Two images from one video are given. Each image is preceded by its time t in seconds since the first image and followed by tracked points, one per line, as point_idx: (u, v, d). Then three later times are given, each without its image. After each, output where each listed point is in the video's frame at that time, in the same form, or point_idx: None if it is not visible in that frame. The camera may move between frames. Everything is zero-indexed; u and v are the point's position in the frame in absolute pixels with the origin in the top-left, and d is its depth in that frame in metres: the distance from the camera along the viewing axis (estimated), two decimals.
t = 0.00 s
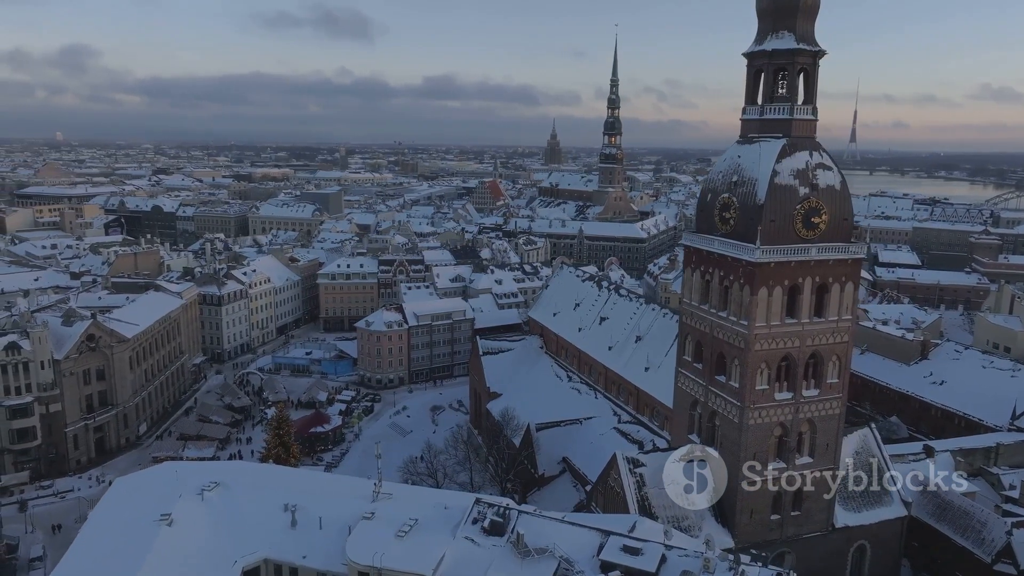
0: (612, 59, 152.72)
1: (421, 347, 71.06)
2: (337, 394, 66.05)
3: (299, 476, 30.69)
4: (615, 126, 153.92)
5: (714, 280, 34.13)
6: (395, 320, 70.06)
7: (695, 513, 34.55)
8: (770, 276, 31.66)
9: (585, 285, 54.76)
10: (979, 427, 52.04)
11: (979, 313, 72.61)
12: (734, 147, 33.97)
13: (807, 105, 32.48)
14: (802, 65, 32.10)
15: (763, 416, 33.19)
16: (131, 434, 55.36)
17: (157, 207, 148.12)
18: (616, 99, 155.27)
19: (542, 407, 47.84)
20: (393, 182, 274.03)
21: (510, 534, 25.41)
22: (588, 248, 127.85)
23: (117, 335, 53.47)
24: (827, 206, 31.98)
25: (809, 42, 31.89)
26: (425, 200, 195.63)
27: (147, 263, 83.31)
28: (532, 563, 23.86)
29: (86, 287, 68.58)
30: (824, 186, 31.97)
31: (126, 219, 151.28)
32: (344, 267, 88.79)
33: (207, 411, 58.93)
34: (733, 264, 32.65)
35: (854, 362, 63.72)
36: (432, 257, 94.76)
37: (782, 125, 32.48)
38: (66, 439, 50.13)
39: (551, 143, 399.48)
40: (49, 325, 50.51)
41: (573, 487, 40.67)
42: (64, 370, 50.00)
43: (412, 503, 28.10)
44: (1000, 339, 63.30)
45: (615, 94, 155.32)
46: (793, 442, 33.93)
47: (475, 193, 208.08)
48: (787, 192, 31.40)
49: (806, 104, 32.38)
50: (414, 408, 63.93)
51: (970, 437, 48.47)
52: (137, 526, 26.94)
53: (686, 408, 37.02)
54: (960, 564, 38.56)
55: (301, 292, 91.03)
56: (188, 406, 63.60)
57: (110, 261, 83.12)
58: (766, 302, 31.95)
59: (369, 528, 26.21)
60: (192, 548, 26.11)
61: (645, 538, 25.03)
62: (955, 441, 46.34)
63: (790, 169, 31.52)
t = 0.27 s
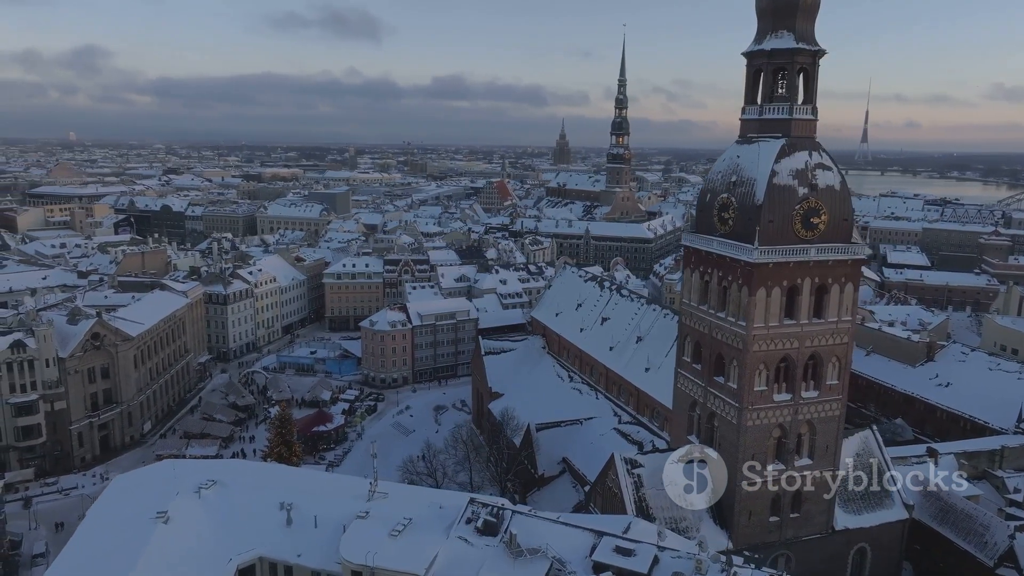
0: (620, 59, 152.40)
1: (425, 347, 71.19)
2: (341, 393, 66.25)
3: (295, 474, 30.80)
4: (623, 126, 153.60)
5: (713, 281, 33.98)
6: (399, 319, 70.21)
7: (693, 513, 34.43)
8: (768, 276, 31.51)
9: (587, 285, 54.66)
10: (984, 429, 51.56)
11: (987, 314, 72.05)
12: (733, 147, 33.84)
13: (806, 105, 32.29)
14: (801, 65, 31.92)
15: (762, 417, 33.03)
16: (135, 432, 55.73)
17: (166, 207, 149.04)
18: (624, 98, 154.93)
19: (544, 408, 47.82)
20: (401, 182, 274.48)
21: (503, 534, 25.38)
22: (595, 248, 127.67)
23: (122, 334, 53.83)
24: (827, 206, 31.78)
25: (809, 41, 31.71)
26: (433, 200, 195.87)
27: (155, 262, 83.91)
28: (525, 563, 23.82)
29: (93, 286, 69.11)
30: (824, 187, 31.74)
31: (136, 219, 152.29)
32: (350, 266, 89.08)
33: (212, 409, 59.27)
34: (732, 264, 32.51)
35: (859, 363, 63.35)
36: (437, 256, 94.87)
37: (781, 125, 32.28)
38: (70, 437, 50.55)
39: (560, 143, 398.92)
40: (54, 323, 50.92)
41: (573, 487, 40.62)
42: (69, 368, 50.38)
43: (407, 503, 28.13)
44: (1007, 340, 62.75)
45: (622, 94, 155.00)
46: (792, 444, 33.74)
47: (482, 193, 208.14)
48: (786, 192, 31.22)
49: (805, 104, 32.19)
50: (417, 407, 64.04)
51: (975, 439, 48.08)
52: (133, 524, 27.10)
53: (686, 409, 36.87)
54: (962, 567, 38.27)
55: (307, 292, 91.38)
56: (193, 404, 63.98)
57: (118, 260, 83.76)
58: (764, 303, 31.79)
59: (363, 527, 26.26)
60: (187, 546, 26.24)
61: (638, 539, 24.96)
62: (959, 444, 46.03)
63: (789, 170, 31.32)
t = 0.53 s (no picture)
0: (628, 59, 152.08)
1: (429, 347, 71.29)
2: (344, 392, 66.44)
3: (292, 472, 30.90)
4: (630, 126, 153.27)
5: (712, 281, 33.85)
6: (403, 319, 70.35)
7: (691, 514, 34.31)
8: (766, 277, 31.38)
9: (589, 286, 54.55)
10: (990, 432, 51.05)
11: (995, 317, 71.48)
12: (732, 147, 33.68)
13: (805, 105, 32.10)
14: (800, 64, 31.74)
15: (760, 419, 32.85)
16: (139, 430, 56.10)
17: (175, 207, 149.93)
18: (631, 98, 154.56)
19: (544, 408, 47.77)
20: (409, 182, 274.82)
21: (496, 535, 25.37)
22: (601, 248, 127.43)
23: (126, 333, 54.15)
24: (826, 207, 31.60)
25: (808, 41, 31.53)
26: (440, 200, 196.10)
27: (162, 261, 84.47)
28: (517, 563, 23.79)
29: (99, 285, 69.60)
30: (823, 187, 31.54)
31: (145, 218, 153.29)
32: (355, 266, 89.34)
33: (216, 408, 59.57)
34: (730, 265, 32.37)
35: (864, 365, 62.97)
36: (443, 257, 94.98)
37: (780, 125, 32.09)
38: (75, 435, 50.93)
39: (569, 144, 398.52)
40: (59, 322, 51.32)
41: (572, 488, 40.56)
42: (73, 366, 50.74)
43: (402, 502, 28.16)
44: (1015, 342, 62.21)
45: (630, 94, 154.65)
46: (791, 445, 33.54)
47: (490, 193, 208.20)
48: (784, 193, 31.04)
49: (805, 104, 31.99)
50: (420, 407, 64.12)
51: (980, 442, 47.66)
52: (129, 522, 27.26)
53: (684, 410, 36.74)
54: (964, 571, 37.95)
55: (312, 291, 91.70)
56: (198, 403, 64.32)
57: (126, 259, 84.36)
58: (762, 304, 31.64)
59: (356, 526, 26.31)
60: (182, 544, 26.37)
61: (631, 540, 24.90)
62: (963, 446, 45.71)
63: (787, 170, 31.15)
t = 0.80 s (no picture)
0: (635, 59, 151.74)
1: (433, 347, 71.38)
2: (347, 392, 66.62)
3: (288, 471, 31.01)
4: (637, 126, 152.90)
5: (710, 282, 33.71)
6: (406, 319, 70.48)
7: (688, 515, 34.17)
8: (764, 278, 31.21)
9: (591, 286, 54.44)
10: (995, 435, 50.54)
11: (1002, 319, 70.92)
12: (730, 148, 33.53)
13: (804, 105, 31.90)
14: (799, 64, 31.57)
15: (758, 420, 32.70)
16: (143, 429, 56.45)
17: (183, 207, 150.76)
18: (638, 98, 154.21)
19: (545, 409, 47.73)
20: (416, 182, 275.21)
21: (489, 535, 25.37)
22: (607, 249, 127.19)
23: (130, 331, 54.46)
24: (825, 207, 31.40)
25: (807, 41, 31.35)
26: (447, 201, 196.30)
27: (168, 261, 85.01)
28: (509, 564, 23.78)
29: (106, 284, 70.08)
30: (821, 188, 31.34)
31: (154, 218, 154.22)
32: (360, 266, 89.59)
33: (219, 407, 59.87)
34: (728, 266, 32.23)
35: (869, 367, 62.58)
36: (447, 257, 95.09)
37: (778, 125, 31.91)
38: (79, 433, 51.30)
39: (578, 144, 398.06)
40: (64, 320, 51.66)
41: (570, 488, 40.52)
42: (78, 365, 51.09)
43: (397, 502, 28.21)
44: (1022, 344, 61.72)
45: (637, 94, 154.31)
46: (789, 447, 33.36)
47: (497, 193, 208.21)
48: (782, 193, 30.88)
49: (803, 104, 31.79)
50: (423, 407, 64.21)
51: (984, 445, 47.23)
52: (126, 520, 27.44)
53: (683, 411, 36.62)
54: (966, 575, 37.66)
55: (317, 291, 92.02)
56: (202, 401, 64.66)
57: (132, 259, 84.93)
58: (760, 305, 31.49)
59: (350, 525, 26.37)
60: (177, 543, 26.52)
61: (624, 541, 24.85)
62: (967, 449, 45.34)
63: (785, 170, 30.99)
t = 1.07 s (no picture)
0: (642, 59, 151.42)
1: (436, 347, 71.49)
2: (351, 391, 66.80)
3: (285, 470, 31.11)
4: (645, 126, 152.54)
5: (708, 283, 33.59)
6: (410, 319, 70.62)
7: (685, 517, 34.05)
8: (761, 279, 31.07)
9: (593, 286, 54.37)
10: (1001, 438, 50.08)
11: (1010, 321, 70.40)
12: (729, 148, 33.40)
13: (803, 105, 31.74)
14: (797, 63, 31.41)
15: (756, 422, 32.55)
16: (147, 427, 56.77)
17: (192, 207, 151.56)
18: (645, 98, 153.88)
19: (546, 410, 47.71)
20: (425, 182, 275.68)
21: (482, 535, 25.36)
22: (614, 249, 126.95)
23: (134, 330, 54.79)
24: (823, 207, 31.23)
25: (805, 40, 31.21)
26: (455, 201, 196.48)
27: (175, 261, 85.49)
28: (501, 564, 23.78)
29: (112, 283, 70.55)
30: (820, 188, 31.16)
31: (163, 217, 155.12)
32: (365, 266, 89.84)
33: (223, 406, 60.16)
34: (726, 266, 32.11)
35: (874, 368, 62.21)
36: (452, 257, 95.20)
37: (777, 125, 31.76)
38: (83, 431, 51.69)
39: (587, 144, 397.42)
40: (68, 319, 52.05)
41: (569, 489, 40.49)
42: (82, 363, 51.46)
43: (392, 501, 28.25)
44: None
45: (644, 94, 153.99)
46: (787, 449, 33.20)
47: (505, 193, 208.26)
48: (780, 193, 30.73)
49: (802, 104, 31.63)
50: (425, 406, 64.30)
51: (988, 447, 46.81)
52: (123, 517, 27.60)
53: (681, 412, 36.52)
54: None
55: (323, 291, 92.30)
56: (206, 400, 65.01)
57: (139, 258, 85.48)
58: (757, 305, 31.36)
59: (344, 525, 26.44)
60: (173, 540, 26.67)
61: (616, 543, 24.79)
62: (970, 452, 45.00)
63: (784, 170, 30.84)
